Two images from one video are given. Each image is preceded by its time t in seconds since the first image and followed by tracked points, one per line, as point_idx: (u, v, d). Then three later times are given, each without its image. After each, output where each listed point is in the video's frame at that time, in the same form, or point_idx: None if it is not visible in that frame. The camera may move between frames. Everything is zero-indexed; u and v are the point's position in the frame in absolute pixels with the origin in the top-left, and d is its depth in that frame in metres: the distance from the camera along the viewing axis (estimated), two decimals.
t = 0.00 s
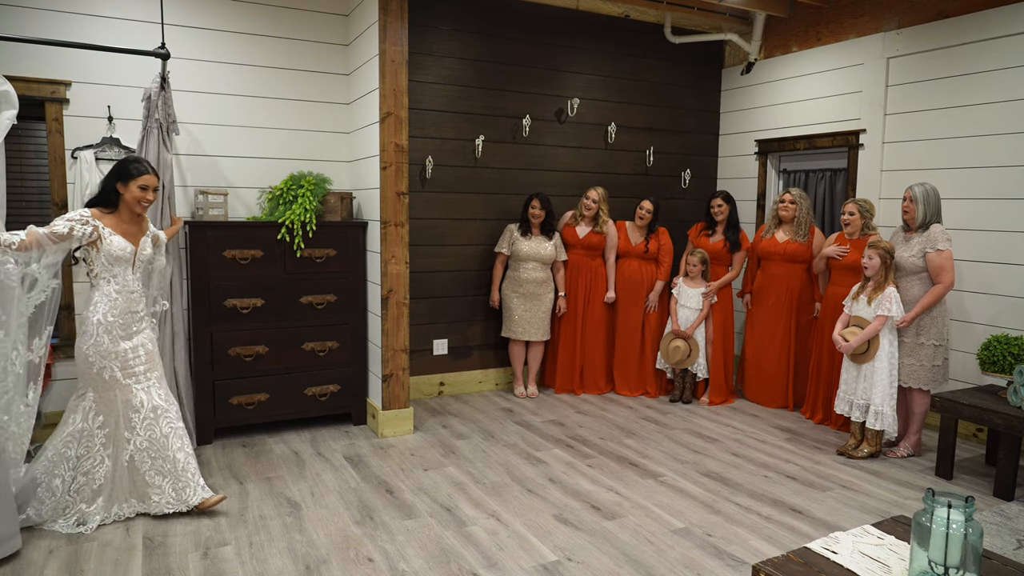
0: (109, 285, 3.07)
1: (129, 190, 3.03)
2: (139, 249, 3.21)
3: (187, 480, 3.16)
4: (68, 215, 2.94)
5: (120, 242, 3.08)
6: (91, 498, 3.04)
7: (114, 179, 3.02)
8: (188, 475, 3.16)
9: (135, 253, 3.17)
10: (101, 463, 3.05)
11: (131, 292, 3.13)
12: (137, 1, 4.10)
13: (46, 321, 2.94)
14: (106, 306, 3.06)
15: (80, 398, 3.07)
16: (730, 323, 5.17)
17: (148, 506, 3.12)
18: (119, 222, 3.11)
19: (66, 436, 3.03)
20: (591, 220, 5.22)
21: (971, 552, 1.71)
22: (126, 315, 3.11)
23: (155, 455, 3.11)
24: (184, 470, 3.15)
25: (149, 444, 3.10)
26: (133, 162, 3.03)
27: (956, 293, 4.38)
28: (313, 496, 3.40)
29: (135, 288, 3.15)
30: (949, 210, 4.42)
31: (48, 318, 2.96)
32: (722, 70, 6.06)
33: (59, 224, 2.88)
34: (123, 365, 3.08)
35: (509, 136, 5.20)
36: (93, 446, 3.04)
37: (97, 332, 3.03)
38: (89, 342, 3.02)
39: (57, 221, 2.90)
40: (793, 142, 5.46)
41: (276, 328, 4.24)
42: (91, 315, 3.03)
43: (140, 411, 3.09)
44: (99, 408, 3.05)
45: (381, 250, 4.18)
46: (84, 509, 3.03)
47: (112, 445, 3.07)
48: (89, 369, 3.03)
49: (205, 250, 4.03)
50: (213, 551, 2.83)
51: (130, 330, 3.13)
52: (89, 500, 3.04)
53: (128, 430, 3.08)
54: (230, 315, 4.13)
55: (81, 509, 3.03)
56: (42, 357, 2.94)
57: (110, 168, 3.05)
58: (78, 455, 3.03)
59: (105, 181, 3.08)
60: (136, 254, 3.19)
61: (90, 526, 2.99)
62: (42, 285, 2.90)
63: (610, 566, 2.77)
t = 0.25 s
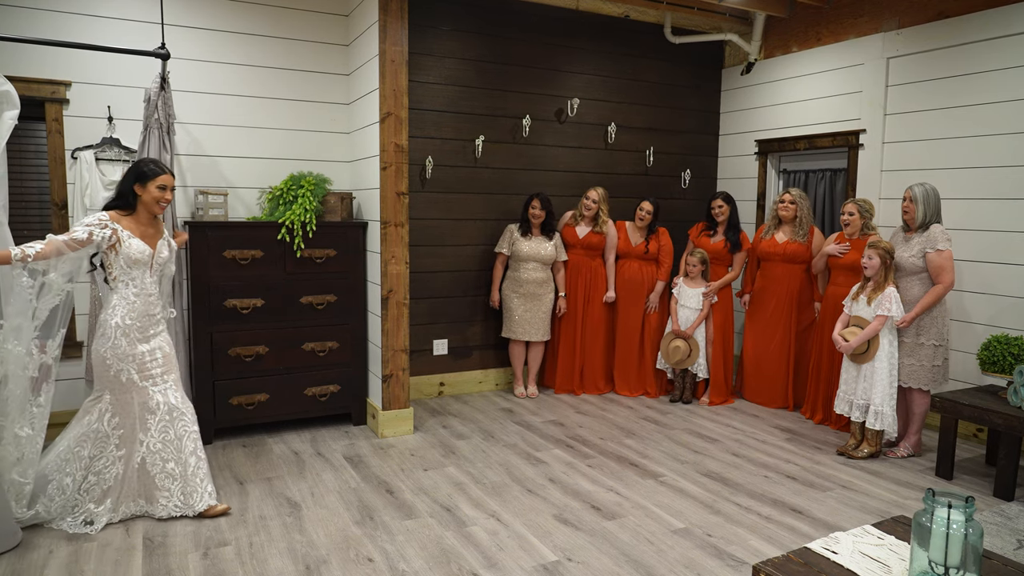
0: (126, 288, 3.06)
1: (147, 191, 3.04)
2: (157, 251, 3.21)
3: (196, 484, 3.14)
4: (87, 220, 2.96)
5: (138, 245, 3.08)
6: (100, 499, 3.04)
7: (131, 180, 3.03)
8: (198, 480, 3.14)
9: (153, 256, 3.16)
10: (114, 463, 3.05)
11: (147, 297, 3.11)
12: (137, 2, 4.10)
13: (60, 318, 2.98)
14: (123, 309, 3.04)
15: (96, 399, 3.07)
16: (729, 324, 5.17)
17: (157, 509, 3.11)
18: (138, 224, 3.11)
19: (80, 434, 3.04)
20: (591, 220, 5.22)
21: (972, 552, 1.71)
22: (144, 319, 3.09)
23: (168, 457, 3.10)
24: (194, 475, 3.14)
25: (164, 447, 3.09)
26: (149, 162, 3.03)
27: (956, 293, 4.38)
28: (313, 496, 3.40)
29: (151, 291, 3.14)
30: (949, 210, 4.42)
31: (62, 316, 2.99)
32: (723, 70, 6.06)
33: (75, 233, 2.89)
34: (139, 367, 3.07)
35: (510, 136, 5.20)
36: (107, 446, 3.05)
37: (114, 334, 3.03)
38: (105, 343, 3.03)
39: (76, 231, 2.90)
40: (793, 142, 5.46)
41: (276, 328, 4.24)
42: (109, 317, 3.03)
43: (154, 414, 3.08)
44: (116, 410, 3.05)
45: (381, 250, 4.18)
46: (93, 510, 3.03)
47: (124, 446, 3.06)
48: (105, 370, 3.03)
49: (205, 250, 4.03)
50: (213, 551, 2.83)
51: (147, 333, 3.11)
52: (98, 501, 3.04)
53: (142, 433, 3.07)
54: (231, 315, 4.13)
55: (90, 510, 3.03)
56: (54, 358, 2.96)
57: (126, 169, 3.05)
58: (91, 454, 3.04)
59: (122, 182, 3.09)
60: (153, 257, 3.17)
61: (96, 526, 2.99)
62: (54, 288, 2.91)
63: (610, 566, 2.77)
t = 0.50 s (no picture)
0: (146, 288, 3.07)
1: (166, 189, 3.04)
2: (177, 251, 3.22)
3: (206, 484, 3.14)
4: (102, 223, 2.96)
5: (158, 243, 3.07)
6: (116, 496, 3.06)
7: (150, 179, 3.03)
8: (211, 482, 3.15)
9: (171, 254, 3.15)
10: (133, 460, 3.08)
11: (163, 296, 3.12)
12: (137, 2, 4.10)
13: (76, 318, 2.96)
14: (142, 308, 3.06)
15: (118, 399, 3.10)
16: (729, 324, 5.17)
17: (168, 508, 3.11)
18: (159, 222, 3.12)
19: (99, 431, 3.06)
20: (591, 220, 5.22)
21: (971, 552, 1.71)
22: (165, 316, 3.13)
23: (182, 455, 3.12)
24: (205, 474, 3.15)
25: (179, 446, 3.11)
26: (168, 161, 3.04)
27: (956, 294, 4.38)
28: (313, 496, 3.40)
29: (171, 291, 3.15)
30: (948, 210, 4.43)
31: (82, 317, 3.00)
32: (723, 70, 6.06)
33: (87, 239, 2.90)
34: (160, 366, 3.09)
35: (510, 136, 5.20)
36: (126, 443, 3.08)
37: (135, 332, 3.04)
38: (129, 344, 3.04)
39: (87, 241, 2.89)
40: (793, 142, 5.46)
41: (276, 328, 4.25)
42: (130, 316, 3.04)
43: (173, 414, 3.10)
44: (136, 410, 3.07)
45: (381, 250, 4.18)
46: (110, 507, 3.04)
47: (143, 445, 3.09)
48: (126, 369, 3.05)
49: (205, 250, 4.02)
50: (213, 552, 2.84)
51: (166, 330, 3.14)
52: (112, 498, 3.06)
53: (162, 433, 3.10)
54: (231, 315, 4.13)
55: (105, 507, 3.04)
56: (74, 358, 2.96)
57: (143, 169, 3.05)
58: (111, 451, 3.07)
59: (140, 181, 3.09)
60: (173, 255, 3.17)
61: (109, 526, 2.99)
62: (77, 288, 2.92)
63: (610, 566, 2.77)
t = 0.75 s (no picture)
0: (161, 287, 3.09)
1: (185, 189, 3.08)
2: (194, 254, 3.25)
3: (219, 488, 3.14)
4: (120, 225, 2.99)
5: (174, 243, 3.10)
6: (137, 496, 3.04)
7: (169, 179, 3.07)
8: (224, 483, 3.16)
9: (187, 254, 3.18)
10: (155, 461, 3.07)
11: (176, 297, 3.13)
12: (137, 2, 4.10)
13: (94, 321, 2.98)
14: (158, 309, 3.07)
15: (143, 402, 3.11)
16: (729, 324, 5.17)
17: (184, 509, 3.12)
18: (177, 223, 3.15)
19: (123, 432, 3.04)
20: (591, 220, 5.22)
21: (971, 552, 1.71)
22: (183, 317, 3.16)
23: (197, 455, 3.15)
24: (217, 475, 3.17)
25: (195, 446, 3.15)
26: (186, 162, 3.09)
27: (956, 294, 4.39)
28: (312, 496, 3.40)
29: (187, 293, 3.19)
30: (948, 210, 4.43)
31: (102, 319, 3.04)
32: (723, 70, 6.07)
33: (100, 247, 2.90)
34: (180, 365, 3.12)
35: (509, 137, 5.20)
36: (148, 443, 3.06)
37: (152, 332, 3.05)
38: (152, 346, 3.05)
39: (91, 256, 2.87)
40: (792, 142, 5.46)
41: (276, 328, 4.25)
42: (147, 316, 3.05)
43: (193, 413, 3.15)
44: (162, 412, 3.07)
45: (381, 250, 4.18)
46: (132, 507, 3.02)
47: (164, 446, 3.09)
48: (149, 370, 3.05)
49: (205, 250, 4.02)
50: (213, 552, 2.84)
51: (182, 331, 3.17)
52: (134, 498, 3.03)
53: (183, 434, 3.14)
54: (230, 315, 4.13)
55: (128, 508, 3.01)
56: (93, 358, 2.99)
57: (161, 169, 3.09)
58: (133, 451, 3.04)
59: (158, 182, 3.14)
60: (189, 255, 3.20)
61: (133, 523, 2.99)
62: (91, 294, 2.96)
63: (610, 566, 2.77)
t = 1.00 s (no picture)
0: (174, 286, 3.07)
1: (201, 189, 3.06)
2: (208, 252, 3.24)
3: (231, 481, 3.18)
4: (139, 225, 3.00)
5: (190, 241, 3.07)
6: (167, 497, 3.02)
7: (185, 178, 3.03)
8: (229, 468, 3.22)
9: (203, 252, 3.16)
10: (179, 459, 3.04)
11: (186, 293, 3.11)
12: (136, 2, 4.10)
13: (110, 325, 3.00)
14: (172, 307, 3.06)
15: (163, 399, 3.10)
16: (728, 324, 5.17)
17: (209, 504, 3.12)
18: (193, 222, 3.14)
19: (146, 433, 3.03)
20: (590, 220, 5.22)
21: (969, 552, 1.72)
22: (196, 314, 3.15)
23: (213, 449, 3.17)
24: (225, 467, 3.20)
25: (212, 442, 3.16)
26: (205, 161, 3.04)
27: (955, 294, 4.39)
28: (312, 496, 3.40)
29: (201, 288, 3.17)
30: (947, 210, 4.43)
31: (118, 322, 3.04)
32: (722, 70, 6.07)
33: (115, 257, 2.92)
34: (196, 358, 3.12)
35: (509, 137, 5.20)
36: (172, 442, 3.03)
37: (166, 329, 3.03)
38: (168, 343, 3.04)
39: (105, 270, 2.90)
40: (792, 142, 5.46)
41: (276, 328, 4.25)
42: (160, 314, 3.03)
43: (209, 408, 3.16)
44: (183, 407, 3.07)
45: (381, 250, 4.18)
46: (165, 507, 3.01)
47: (188, 444, 3.08)
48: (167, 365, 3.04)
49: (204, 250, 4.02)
50: (213, 552, 2.84)
51: (196, 328, 3.16)
52: (166, 499, 3.01)
53: (204, 430, 3.13)
54: (230, 315, 4.12)
55: (161, 509, 2.99)
56: (113, 360, 3.03)
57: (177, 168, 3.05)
58: (156, 453, 3.00)
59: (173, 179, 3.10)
60: (204, 253, 3.18)
61: (174, 520, 3.01)
62: (111, 299, 2.96)
63: (609, 566, 2.77)
